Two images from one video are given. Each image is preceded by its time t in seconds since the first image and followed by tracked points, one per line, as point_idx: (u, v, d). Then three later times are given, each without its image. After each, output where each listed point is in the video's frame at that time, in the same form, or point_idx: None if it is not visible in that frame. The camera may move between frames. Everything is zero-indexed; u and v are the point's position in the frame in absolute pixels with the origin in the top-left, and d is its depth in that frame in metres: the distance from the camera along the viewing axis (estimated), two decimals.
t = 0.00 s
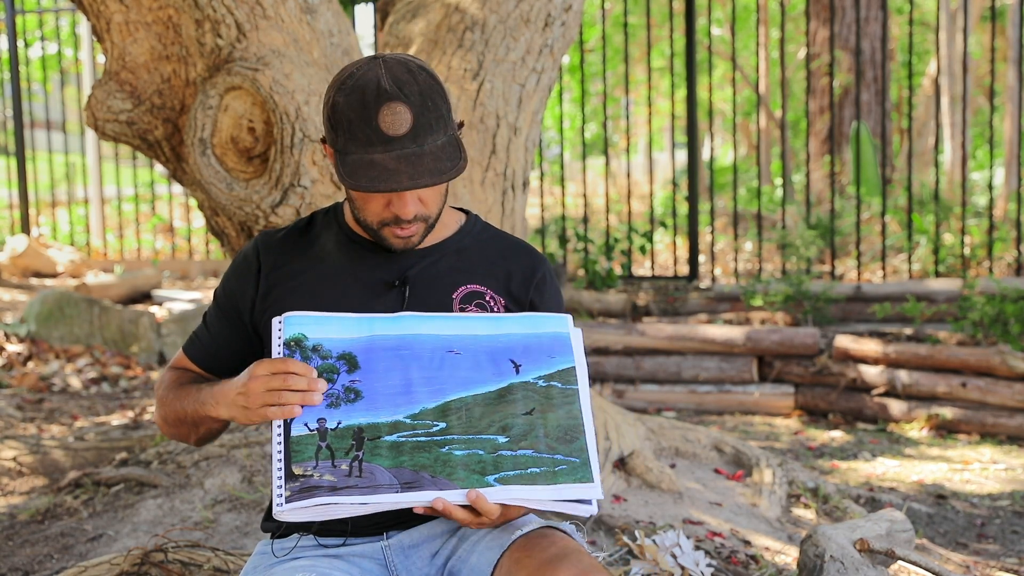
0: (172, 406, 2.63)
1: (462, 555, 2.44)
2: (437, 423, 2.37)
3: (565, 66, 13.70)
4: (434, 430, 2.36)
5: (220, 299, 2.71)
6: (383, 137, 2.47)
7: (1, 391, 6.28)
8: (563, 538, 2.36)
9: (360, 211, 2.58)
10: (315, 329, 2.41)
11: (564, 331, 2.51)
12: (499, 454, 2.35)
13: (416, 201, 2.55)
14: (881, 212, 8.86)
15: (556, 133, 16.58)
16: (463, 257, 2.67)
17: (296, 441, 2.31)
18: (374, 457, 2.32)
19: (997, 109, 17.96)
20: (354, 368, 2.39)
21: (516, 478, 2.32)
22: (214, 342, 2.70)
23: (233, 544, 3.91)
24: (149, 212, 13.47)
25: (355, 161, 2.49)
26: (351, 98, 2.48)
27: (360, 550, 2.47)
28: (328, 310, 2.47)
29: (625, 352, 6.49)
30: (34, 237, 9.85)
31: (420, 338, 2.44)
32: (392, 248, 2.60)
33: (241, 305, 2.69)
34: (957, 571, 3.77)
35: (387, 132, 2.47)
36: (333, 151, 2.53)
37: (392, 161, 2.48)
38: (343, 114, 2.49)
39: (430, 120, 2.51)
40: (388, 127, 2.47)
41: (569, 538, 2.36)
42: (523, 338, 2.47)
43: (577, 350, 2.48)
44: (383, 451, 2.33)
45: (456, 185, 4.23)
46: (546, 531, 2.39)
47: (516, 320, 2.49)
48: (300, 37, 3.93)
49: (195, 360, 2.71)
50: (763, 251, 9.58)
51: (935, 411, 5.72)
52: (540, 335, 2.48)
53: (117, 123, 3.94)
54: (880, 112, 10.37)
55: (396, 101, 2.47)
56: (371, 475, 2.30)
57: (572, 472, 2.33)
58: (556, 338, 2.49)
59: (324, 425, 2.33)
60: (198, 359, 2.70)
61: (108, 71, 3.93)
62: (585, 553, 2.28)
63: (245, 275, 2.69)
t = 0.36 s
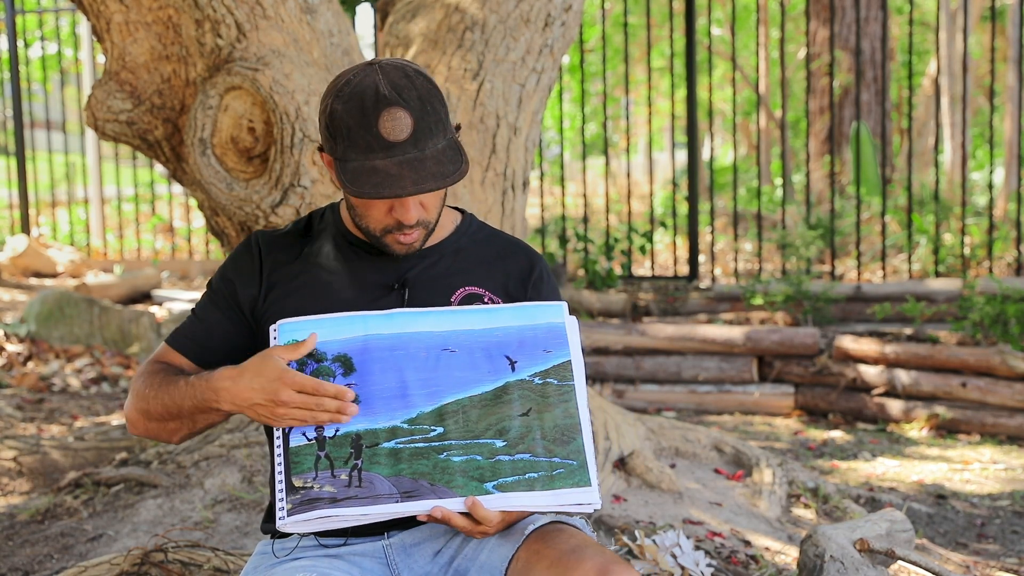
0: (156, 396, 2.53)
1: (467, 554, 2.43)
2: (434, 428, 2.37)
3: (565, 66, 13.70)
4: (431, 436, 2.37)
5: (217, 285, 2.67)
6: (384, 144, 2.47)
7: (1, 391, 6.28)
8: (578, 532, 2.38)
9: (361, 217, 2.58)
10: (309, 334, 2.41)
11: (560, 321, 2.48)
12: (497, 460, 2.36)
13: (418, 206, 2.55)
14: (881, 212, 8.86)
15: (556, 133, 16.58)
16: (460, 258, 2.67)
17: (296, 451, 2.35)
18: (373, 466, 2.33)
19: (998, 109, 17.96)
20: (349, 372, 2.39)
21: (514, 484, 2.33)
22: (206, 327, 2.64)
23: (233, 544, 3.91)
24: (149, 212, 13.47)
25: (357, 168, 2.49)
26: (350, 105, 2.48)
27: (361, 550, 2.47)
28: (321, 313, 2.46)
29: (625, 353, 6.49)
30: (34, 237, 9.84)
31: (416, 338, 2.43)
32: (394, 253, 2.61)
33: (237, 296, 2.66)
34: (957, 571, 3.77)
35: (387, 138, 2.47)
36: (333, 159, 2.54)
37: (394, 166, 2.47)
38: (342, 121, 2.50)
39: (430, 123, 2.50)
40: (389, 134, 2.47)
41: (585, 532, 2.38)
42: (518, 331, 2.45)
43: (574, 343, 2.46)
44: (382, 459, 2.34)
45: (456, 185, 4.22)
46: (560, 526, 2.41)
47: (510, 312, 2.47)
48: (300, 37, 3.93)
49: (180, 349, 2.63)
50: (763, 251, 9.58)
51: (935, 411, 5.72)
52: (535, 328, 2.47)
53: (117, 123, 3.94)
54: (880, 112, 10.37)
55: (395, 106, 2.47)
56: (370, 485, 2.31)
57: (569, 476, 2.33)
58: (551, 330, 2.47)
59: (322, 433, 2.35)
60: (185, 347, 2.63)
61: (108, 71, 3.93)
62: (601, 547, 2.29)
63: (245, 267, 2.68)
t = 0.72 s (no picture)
0: (203, 387, 2.35)
1: (468, 553, 2.43)
2: (439, 430, 2.37)
3: (565, 66, 13.71)
4: (437, 438, 2.36)
5: (228, 270, 2.59)
6: (396, 141, 2.47)
7: (1, 392, 6.28)
8: (579, 531, 2.38)
9: (371, 217, 2.56)
10: (313, 335, 2.42)
11: (563, 319, 2.48)
12: (501, 460, 2.37)
13: (429, 203, 2.55)
14: (881, 212, 8.86)
15: (556, 133, 16.59)
16: (460, 259, 2.68)
17: (300, 454, 2.35)
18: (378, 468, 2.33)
19: (998, 109, 17.97)
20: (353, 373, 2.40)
21: (519, 484, 2.34)
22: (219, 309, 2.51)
23: (233, 544, 3.91)
24: (149, 212, 13.47)
25: (369, 167, 2.47)
26: (357, 105, 2.48)
27: (361, 549, 2.47)
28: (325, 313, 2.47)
29: (625, 352, 6.49)
30: (34, 237, 9.84)
31: (419, 339, 2.43)
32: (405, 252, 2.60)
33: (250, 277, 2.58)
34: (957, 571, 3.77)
35: (399, 135, 2.47)
36: (342, 161, 2.52)
37: (409, 164, 2.47)
38: (350, 121, 2.49)
39: (438, 119, 2.51)
40: (400, 131, 2.47)
41: (586, 530, 2.38)
42: (522, 330, 2.46)
43: (577, 341, 2.46)
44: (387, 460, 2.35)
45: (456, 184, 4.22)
46: (561, 526, 2.41)
47: (513, 311, 2.47)
48: (300, 37, 3.93)
49: (201, 334, 2.47)
50: (763, 251, 9.59)
51: (935, 410, 5.72)
52: (538, 327, 2.46)
53: (117, 123, 3.94)
54: (879, 112, 10.37)
55: (405, 103, 2.47)
56: (376, 487, 2.32)
57: (574, 474, 2.35)
58: (554, 328, 2.46)
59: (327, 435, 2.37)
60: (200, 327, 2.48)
61: (108, 71, 3.93)
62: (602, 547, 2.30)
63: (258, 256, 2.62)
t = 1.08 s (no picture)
0: (289, 371, 2.32)
1: (468, 554, 2.43)
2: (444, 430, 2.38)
3: (565, 66, 13.71)
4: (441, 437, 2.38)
5: (243, 256, 2.59)
6: (398, 119, 2.47)
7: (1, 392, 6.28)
8: (580, 531, 2.38)
9: (373, 203, 2.55)
10: (318, 331, 2.43)
11: (569, 319, 2.47)
12: (506, 462, 2.36)
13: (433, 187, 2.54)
14: (881, 212, 8.85)
15: (556, 133, 16.58)
16: (461, 259, 2.67)
17: (304, 450, 2.35)
18: (382, 467, 2.34)
19: (997, 109, 17.97)
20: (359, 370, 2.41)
21: (523, 487, 2.33)
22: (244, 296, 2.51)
23: (233, 544, 3.91)
24: (149, 212, 13.47)
25: (372, 147, 2.47)
26: (359, 87, 2.48)
27: (361, 550, 2.47)
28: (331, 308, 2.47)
29: (625, 352, 6.49)
30: (34, 237, 9.84)
31: (424, 337, 2.43)
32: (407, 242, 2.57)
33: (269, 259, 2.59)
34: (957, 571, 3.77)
35: (401, 113, 2.47)
36: (344, 146, 2.52)
37: (413, 142, 2.46)
38: (353, 103, 2.49)
39: (439, 101, 2.52)
40: (402, 109, 2.47)
41: (587, 531, 2.38)
42: (528, 330, 2.45)
43: (582, 341, 2.45)
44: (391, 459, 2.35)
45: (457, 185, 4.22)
46: (562, 526, 2.41)
47: (521, 310, 2.47)
48: (300, 37, 3.92)
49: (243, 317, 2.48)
50: (762, 251, 9.59)
51: (935, 411, 5.72)
52: (543, 326, 2.46)
53: (117, 123, 3.94)
54: (879, 112, 10.38)
55: (406, 83, 2.48)
56: (379, 486, 2.32)
57: (579, 478, 2.33)
58: (560, 329, 2.46)
59: (332, 432, 2.36)
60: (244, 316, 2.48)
61: (108, 71, 3.94)
62: (603, 546, 2.30)
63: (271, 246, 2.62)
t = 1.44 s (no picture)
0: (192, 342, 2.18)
1: (469, 554, 2.43)
2: (451, 430, 2.37)
3: (565, 66, 13.71)
4: (449, 438, 2.37)
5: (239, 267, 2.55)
6: (382, 83, 2.50)
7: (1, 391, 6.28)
8: (581, 531, 2.39)
9: (360, 173, 2.59)
10: (325, 330, 2.39)
11: (575, 321, 2.49)
12: (514, 464, 2.36)
13: (418, 160, 2.56)
14: (881, 212, 8.85)
15: (556, 133, 16.59)
16: (468, 261, 2.66)
17: (312, 451, 2.31)
18: (390, 468, 2.32)
19: (997, 109, 17.97)
20: (366, 370, 2.38)
21: (531, 489, 2.34)
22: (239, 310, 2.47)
23: (233, 544, 3.91)
24: (149, 212, 13.48)
25: (356, 110, 2.51)
26: (354, 56, 2.54)
27: (362, 550, 2.47)
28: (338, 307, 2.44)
29: (625, 352, 6.50)
30: (34, 237, 9.84)
31: (432, 337, 2.42)
32: (392, 215, 2.58)
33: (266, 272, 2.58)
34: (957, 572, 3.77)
35: (387, 78, 2.50)
36: (335, 113, 2.58)
37: (394, 106, 2.48)
38: (346, 71, 2.55)
39: (431, 75, 2.54)
40: (386, 74, 2.50)
41: (588, 532, 2.39)
42: (535, 332, 2.45)
43: (588, 344, 2.47)
44: (398, 461, 2.33)
45: (457, 185, 4.23)
46: (563, 525, 2.41)
47: (527, 311, 2.46)
48: (300, 37, 3.93)
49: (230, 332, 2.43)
50: (762, 251, 9.59)
51: (935, 411, 5.72)
52: (550, 328, 2.47)
53: (117, 123, 3.94)
54: (880, 112, 10.38)
55: (397, 53, 2.52)
56: (387, 487, 2.30)
57: (585, 480, 2.35)
58: (566, 330, 2.47)
59: (339, 433, 2.33)
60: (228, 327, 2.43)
61: (107, 71, 3.93)
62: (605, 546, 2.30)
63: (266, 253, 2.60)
